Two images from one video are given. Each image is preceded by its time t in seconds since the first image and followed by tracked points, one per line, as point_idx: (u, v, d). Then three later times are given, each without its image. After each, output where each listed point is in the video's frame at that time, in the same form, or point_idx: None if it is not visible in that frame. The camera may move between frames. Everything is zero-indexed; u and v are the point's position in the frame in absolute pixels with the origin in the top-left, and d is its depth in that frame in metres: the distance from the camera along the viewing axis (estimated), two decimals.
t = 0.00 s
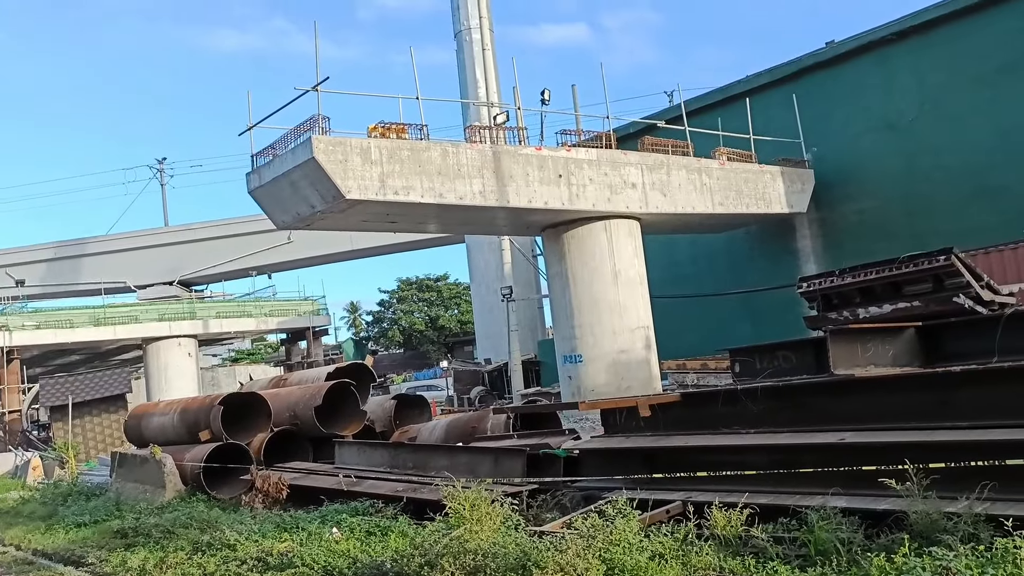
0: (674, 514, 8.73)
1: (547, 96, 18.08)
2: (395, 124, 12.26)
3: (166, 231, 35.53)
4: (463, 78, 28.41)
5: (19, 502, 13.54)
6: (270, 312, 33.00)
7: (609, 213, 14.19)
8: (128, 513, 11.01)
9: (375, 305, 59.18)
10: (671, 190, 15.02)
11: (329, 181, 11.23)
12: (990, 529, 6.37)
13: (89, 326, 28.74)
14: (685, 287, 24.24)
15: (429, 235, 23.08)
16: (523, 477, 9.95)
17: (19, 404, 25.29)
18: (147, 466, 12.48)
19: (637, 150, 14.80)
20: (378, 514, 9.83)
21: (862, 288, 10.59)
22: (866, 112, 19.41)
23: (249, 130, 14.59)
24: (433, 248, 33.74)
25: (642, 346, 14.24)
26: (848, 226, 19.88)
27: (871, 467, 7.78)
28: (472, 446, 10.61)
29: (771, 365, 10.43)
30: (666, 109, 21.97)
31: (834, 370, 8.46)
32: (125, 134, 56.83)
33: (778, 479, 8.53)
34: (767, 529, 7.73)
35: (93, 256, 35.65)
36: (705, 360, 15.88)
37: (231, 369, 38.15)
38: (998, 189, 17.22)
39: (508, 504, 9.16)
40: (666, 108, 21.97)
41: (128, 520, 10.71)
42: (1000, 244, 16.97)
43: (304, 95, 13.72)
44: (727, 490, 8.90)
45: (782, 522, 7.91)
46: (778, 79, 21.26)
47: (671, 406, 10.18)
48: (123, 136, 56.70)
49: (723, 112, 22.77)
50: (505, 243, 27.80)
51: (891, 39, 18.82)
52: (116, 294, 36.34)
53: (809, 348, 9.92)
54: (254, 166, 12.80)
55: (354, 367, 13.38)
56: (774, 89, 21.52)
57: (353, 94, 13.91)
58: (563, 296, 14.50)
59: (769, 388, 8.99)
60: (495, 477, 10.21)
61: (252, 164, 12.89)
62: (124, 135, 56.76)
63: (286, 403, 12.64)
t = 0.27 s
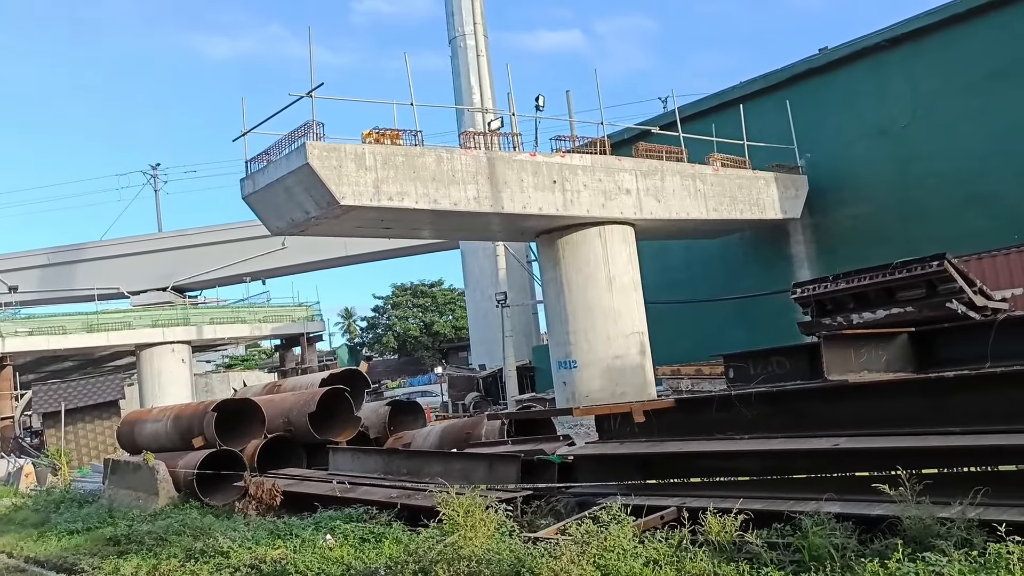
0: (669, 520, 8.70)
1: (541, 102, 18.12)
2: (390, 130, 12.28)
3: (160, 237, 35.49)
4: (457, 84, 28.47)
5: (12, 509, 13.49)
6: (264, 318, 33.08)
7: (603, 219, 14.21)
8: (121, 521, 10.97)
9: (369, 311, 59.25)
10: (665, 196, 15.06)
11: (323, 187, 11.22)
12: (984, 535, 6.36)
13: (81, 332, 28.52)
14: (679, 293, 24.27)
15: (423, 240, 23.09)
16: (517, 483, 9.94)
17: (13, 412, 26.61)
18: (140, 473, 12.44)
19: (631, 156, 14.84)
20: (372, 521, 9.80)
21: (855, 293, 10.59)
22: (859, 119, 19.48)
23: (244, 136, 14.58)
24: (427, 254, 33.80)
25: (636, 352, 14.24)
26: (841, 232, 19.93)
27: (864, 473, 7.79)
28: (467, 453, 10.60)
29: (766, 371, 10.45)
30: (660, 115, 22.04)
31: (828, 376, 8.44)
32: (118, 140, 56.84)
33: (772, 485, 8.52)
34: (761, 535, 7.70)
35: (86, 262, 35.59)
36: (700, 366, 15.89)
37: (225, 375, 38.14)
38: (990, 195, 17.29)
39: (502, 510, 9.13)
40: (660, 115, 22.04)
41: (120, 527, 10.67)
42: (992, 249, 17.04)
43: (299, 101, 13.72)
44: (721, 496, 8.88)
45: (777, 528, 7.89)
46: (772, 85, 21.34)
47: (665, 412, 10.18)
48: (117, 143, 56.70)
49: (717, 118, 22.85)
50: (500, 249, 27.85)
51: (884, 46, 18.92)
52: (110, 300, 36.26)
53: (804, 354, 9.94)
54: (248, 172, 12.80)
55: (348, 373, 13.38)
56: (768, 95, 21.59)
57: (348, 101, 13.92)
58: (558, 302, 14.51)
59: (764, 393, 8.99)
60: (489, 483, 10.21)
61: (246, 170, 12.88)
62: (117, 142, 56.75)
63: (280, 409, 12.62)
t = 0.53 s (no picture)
0: (663, 523, 8.69)
1: (536, 106, 18.15)
2: (385, 133, 12.28)
3: (154, 240, 35.43)
4: (451, 87, 28.49)
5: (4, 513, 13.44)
6: (257, 321, 33.05)
7: (598, 223, 14.23)
8: (114, 525, 10.94)
9: (363, 314, 59.23)
10: (659, 200, 15.09)
11: (317, 190, 11.22)
12: (977, 537, 6.37)
13: (75, 336, 28.61)
14: (674, 296, 24.30)
15: (418, 244, 23.08)
16: (511, 487, 9.93)
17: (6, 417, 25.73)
18: (133, 477, 12.42)
19: (626, 160, 14.86)
20: (366, 525, 9.79)
21: (849, 297, 10.60)
22: (853, 122, 19.54)
23: (239, 139, 14.57)
24: (422, 257, 33.83)
25: (631, 355, 14.26)
26: (835, 235, 19.99)
27: (857, 476, 7.79)
28: (461, 456, 10.60)
29: (759, 374, 10.46)
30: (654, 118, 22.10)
31: (822, 379, 8.48)
32: (112, 144, 56.76)
33: (766, 488, 8.52)
34: (755, 538, 7.68)
35: (80, 265, 35.52)
36: (695, 369, 15.90)
37: (219, 379, 38.12)
38: (982, 199, 17.37)
39: (497, 514, 9.12)
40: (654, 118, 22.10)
41: (114, 532, 10.64)
42: (985, 252, 17.10)
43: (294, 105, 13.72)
44: (715, 500, 8.87)
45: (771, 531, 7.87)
46: (766, 88, 21.39)
47: (659, 415, 10.19)
48: (110, 146, 56.61)
49: (712, 121, 22.90)
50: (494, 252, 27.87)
51: (877, 50, 19.00)
52: (103, 303, 36.16)
53: (797, 357, 9.96)
54: (242, 175, 12.79)
55: (343, 377, 13.37)
56: (761, 98, 21.65)
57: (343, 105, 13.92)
58: (552, 305, 14.51)
59: (757, 396, 9.00)
60: (483, 486, 10.22)
61: (240, 173, 12.87)
62: (111, 145, 56.65)
63: (274, 413, 12.61)
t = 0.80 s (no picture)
0: (656, 526, 8.66)
1: (529, 109, 18.18)
2: (379, 136, 12.30)
3: (147, 243, 35.39)
4: (445, 90, 28.51)
5: None
6: (251, 324, 32.93)
7: (592, 225, 14.25)
8: (107, 529, 10.92)
9: (357, 318, 59.22)
10: (653, 203, 15.11)
11: (311, 193, 11.21)
12: (970, 539, 6.36)
13: (67, 339, 28.49)
14: (668, 299, 24.36)
15: (411, 247, 23.07)
16: (505, 489, 9.93)
17: None
18: (126, 480, 12.40)
19: (619, 163, 14.88)
20: (359, 528, 9.77)
21: (842, 299, 10.61)
22: (846, 126, 19.59)
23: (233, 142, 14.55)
24: (415, 260, 33.86)
25: (624, 358, 14.27)
26: (829, 238, 20.03)
27: (851, 479, 7.79)
28: (455, 459, 10.61)
29: (753, 376, 10.48)
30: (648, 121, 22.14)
31: (815, 382, 8.49)
32: (104, 147, 56.75)
33: (759, 491, 8.51)
34: (748, 540, 7.65)
35: (72, 268, 35.44)
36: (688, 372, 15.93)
37: (212, 382, 38.11)
38: (975, 202, 17.43)
39: (490, 517, 9.09)
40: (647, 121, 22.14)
41: (106, 535, 10.61)
42: (978, 255, 17.16)
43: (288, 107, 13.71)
44: (709, 502, 8.85)
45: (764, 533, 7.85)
46: (759, 92, 21.45)
47: (653, 417, 10.19)
48: (102, 149, 56.61)
49: (705, 124, 22.95)
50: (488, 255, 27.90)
51: (870, 53, 19.06)
52: (95, 306, 36.08)
53: (790, 360, 9.98)
54: (236, 178, 12.78)
55: (336, 380, 13.38)
56: (755, 102, 21.70)
57: (336, 108, 13.92)
58: (546, 308, 14.52)
59: (750, 399, 9.00)
60: (477, 489, 10.21)
61: (234, 176, 12.86)
62: (103, 148, 56.61)
63: (268, 416, 12.60)
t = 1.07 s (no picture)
0: (652, 529, 8.64)
1: (524, 112, 18.20)
2: (374, 139, 12.32)
3: (143, 246, 35.35)
4: (441, 93, 28.52)
5: None
6: (247, 327, 33.00)
7: (588, 228, 14.26)
8: (102, 531, 10.91)
9: (353, 320, 59.21)
10: (649, 206, 15.13)
11: (306, 196, 11.21)
12: (965, 542, 6.35)
13: (62, 341, 28.40)
14: (663, 302, 24.38)
15: (407, 250, 23.08)
16: (501, 492, 9.93)
17: None
18: (122, 483, 12.40)
19: (616, 166, 14.89)
20: (355, 531, 9.76)
21: (838, 302, 10.60)
22: (842, 129, 19.63)
23: (228, 145, 14.55)
24: (412, 263, 33.86)
25: (620, 361, 14.28)
26: (824, 240, 20.06)
27: (846, 481, 7.78)
28: (451, 462, 10.60)
29: (749, 379, 10.49)
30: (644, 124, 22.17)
31: (810, 385, 8.48)
32: (98, 149, 56.67)
33: (755, 494, 8.51)
34: (744, 543, 7.63)
35: (68, 270, 35.40)
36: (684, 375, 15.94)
37: (208, 385, 38.14)
38: (970, 206, 17.47)
39: (486, 520, 9.08)
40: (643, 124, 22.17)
41: (102, 538, 10.60)
42: (973, 259, 17.21)
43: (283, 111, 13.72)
44: (704, 505, 8.84)
45: (760, 536, 7.84)
46: (755, 95, 21.48)
47: (649, 420, 10.19)
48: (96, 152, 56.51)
49: (701, 127, 22.98)
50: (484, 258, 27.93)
51: (866, 56, 19.09)
52: (91, 309, 36.04)
53: (786, 363, 9.99)
54: (231, 181, 12.78)
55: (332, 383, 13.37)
56: (750, 105, 21.73)
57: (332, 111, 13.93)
58: (542, 310, 14.53)
59: (746, 402, 8.99)
60: (473, 492, 10.18)
61: (230, 179, 12.85)
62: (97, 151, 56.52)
63: (263, 419, 12.59)
